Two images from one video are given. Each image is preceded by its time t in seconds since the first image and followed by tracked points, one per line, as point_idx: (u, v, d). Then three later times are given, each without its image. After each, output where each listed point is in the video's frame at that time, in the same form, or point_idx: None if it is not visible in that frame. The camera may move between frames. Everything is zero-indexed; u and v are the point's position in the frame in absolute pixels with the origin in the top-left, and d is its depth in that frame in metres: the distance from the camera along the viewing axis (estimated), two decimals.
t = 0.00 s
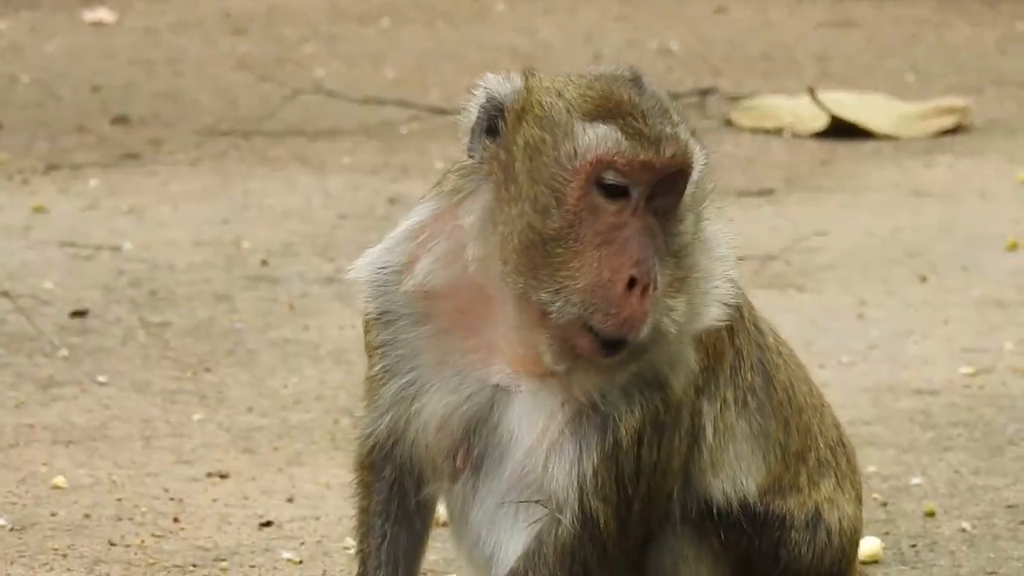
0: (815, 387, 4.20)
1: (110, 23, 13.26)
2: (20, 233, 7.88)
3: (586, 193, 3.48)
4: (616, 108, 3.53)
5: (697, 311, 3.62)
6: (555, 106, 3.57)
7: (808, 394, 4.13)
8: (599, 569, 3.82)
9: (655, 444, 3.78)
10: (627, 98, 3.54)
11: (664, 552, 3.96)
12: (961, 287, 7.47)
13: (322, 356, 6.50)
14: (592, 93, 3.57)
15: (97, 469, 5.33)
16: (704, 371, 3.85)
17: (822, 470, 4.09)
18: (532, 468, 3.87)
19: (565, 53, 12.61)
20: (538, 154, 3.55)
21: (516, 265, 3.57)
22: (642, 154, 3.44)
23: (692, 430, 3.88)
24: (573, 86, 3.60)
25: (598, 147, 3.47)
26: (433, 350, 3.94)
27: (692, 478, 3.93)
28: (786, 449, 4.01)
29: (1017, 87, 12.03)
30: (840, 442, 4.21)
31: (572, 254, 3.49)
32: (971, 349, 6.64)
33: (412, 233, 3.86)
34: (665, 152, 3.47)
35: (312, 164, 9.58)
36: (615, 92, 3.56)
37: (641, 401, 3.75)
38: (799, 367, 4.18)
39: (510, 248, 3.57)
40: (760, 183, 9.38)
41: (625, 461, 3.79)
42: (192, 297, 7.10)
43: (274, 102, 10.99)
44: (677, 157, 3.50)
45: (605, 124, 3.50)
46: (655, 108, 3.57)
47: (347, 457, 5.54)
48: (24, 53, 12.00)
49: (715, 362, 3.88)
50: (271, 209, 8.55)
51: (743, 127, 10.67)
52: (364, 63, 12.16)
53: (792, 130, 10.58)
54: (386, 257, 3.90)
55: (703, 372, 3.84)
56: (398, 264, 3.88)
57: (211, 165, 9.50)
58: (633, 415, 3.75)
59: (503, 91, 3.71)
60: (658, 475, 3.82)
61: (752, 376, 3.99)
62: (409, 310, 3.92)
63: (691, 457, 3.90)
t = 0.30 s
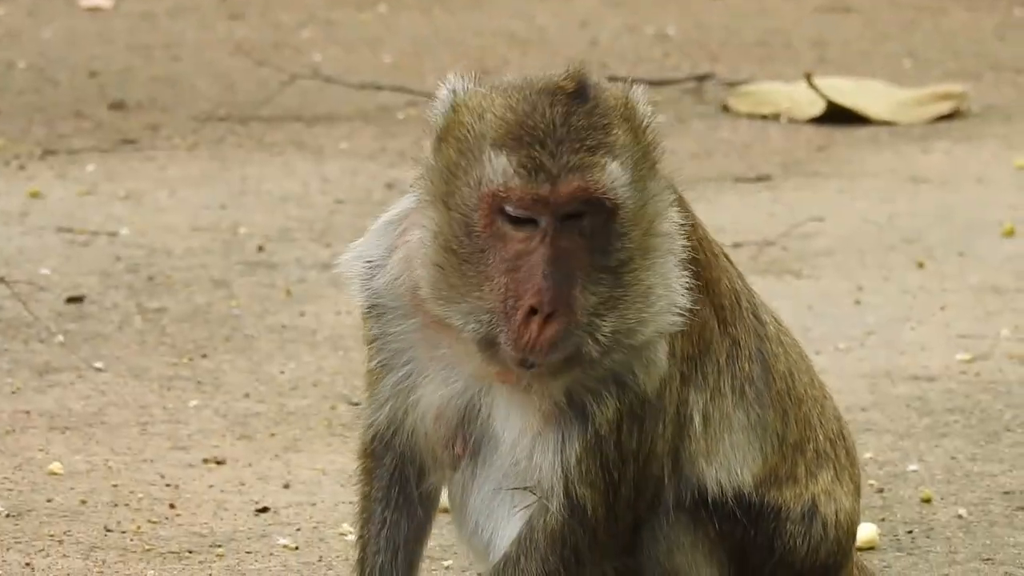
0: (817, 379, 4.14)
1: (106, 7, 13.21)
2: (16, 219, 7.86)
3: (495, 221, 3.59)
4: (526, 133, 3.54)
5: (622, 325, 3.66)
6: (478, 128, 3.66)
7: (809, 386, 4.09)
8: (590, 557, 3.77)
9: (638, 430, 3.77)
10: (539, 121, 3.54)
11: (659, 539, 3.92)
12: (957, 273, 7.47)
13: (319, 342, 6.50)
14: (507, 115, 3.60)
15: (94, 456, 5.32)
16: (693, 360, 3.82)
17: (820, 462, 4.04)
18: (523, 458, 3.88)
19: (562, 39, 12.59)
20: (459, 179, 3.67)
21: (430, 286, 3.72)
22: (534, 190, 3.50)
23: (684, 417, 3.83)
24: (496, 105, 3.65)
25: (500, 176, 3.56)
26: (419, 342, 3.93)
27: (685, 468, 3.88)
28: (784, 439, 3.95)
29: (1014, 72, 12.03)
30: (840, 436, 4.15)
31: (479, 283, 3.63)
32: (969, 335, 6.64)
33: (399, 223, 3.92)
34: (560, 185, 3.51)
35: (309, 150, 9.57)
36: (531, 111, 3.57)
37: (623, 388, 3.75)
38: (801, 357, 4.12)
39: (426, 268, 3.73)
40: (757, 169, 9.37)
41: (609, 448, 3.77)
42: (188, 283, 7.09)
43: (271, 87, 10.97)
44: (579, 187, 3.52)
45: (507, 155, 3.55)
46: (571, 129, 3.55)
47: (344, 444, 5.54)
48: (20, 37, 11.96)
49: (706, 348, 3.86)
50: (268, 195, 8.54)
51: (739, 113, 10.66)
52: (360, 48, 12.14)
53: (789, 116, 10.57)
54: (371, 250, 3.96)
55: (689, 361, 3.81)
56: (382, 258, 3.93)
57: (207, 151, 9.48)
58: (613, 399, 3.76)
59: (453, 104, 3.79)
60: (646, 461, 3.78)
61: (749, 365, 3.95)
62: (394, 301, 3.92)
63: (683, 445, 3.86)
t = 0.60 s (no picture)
0: (811, 372, 4.09)
1: None
2: (6, 207, 7.84)
3: (438, 234, 3.53)
4: (460, 150, 3.45)
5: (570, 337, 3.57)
6: (422, 140, 3.58)
7: (805, 378, 4.05)
8: (578, 546, 3.69)
9: (624, 420, 3.66)
10: (474, 138, 3.44)
11: (649, 530, 3.86)
12: (947, 262, 7.48)
13: (309, 331, 6.49)
14: (443, 129, 3.51)
15: (84, 444, 5.31)
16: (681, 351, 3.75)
17: (813, 455, 3.99)
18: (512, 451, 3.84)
19: (553, 27, 12.57)
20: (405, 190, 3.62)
21: (388, 290, 3.70)
22: (461, 212, 3.43)
23: (673, 406, 3.77)
24: (438, 117, 3.55)
25: (436, 193, 3.49)
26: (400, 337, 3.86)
27: (672, 458, 3.81)
28: (776, 431, 3.89)
29: (1004, 61, 12.03)
30: (834, 430, 4.11)
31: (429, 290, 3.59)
32: (960, 324, 6.65)
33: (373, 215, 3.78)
34: (486, 208, 3.41)
35: (300, 138, 9.55)
36: (466, 125, 3.46)
37: (600, 385, 3.63)
38: (794, 349, 4.06)
39: (381, 276, 3.70)
40: (748, 157, 9.37)
41: (594, 438, 3.66)
42: (178, 272, 7.07)
43: (262, 75, 10.94)
44: (507, 208, 3.41)
45: (441, 171, 3.47)
46: (508, 146, 3.43)
47: (334, 432, 5.53)
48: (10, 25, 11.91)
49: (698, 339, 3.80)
50: (258, 183, 8.53)
51: (730, 102, 10.66)
52: (351, 36, 12.12)
53: (780, 104, 10.56)
54: (356, 240, 3.85)
55: (678, 351, 3.74)
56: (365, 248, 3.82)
57: (198, 139, 9.46)
58: (590, 393, 3.64)
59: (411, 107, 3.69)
60: (635, 449, 3.69)
61: (742, 356, 3.89)
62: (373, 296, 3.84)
63: (670, 436, 3.79)
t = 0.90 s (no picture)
0: (829, 374, 4.06)
1: None
2: (4, 195, 7.83)
3: (446, 263, 3.50)
4: (469, 185, 3.42)
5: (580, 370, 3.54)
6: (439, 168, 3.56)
7: (823, 379, 4.02)
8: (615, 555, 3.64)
9: (670, 429, 3.60)
10: (485, 174, 3.41)
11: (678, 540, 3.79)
12: (945, 251, 7.47)
13: (307, 319, 6.49)
14: (455, 165, 3.48)
15: (82, 432, 5.31)
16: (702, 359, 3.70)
17: (828, 459, 3.96)
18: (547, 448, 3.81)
19: (551, 16, 12.55)
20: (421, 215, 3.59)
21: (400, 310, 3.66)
22: (466, 249, 3.40)
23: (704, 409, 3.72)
24: (454, 150, 3.52)
25: (444, 227, 3.47)
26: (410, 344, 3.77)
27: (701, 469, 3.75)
28: (796, 436, 3.85)
29: (1002, 50, 12.03)
30: (847, 431, 4.09)
31: (437, 315, 3.55)
32: (958, 313, 6.65)
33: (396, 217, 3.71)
34: (490, 249, 3.38)
35: (297, 127, 9.54)
36: (477, 162, 3.43)
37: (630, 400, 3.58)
38: (811, 352, 4.02)
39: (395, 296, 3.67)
40: (745, 146, 9.37)
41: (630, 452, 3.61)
42: (176, 260, 7.06)
43: (259, 64, 10.92)
44: (512, 250, 3.38)
45: (451, 205, 3.45)
46: (517, 187, 3.40)
47: (333, 421, 5.53)
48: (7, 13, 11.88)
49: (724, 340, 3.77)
50: (256, 172, 8.52)
51: (728, 91, 10.66)
52: (349, 25, 12.10)
53: (778, 93, 10.55)
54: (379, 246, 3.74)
55: (703, 353, 3.72)
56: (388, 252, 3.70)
57: (196, 128, 9.45)
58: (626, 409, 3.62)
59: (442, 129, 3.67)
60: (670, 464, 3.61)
61: (763, 362, 3.84)
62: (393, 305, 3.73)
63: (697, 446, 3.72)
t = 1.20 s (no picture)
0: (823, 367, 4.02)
1: None
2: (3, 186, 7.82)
3: (521, 339, 3.27)
4: (553, 269, 3.21)
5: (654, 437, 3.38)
6: (513, 246, 3.32)
7: (820, 375, 3.98)
8: None
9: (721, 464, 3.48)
10: (574, 258, 3.21)
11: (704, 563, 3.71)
12: (944, 241, 7.47)
13: (306, 310, 6.48)
14: (535, 241, 3.27)
15: (81, 423, 5.31)
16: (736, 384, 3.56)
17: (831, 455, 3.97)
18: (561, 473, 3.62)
19: (551, 7, 12.53)
20: (487, 288, 3.35)
21: (458, 383, 3.43)
22: (554, 335, 3.20)
23: (740, 440, 3.62)
24: (531, 226, 3.30)
25: (524, 307, 3.25)
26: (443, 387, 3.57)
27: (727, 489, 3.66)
28: (809, 442, 3.82)
29: (1001, 40, 12.01)
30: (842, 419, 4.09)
31: (504, 393, 3.35)
32: (956, 303, 6.66)
33: (446, 270, 3.50)
34: (583, 335, 3.21)
35: (296, 117, 9.53)
36: (561, 242, 3.23)
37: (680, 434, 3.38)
38: (807, 349, 3.95)
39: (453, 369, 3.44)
40: (744, 137, 9.36)
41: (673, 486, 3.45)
42: (175, 251, 7.06)
43: (258, 55, 10.91)
44: (605, 335, 3.21)
45: (533, 288, 3.24)
46: (606, 268, 3.22)
47: (332, 412, 5.53)
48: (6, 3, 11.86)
49: (751, 362, 3.65)
50: (255, 162, 8.51)
51: (727, 81, 10.66)
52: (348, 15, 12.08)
53: (776, 84, 10.55)
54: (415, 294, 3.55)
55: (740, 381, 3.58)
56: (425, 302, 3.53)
57: (194, 118, 9.43)
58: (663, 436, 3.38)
59: (501, 196, 3.45)
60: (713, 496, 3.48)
61: (774, 373, 3.75)
62: (441, 363, 3.51)
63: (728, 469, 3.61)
